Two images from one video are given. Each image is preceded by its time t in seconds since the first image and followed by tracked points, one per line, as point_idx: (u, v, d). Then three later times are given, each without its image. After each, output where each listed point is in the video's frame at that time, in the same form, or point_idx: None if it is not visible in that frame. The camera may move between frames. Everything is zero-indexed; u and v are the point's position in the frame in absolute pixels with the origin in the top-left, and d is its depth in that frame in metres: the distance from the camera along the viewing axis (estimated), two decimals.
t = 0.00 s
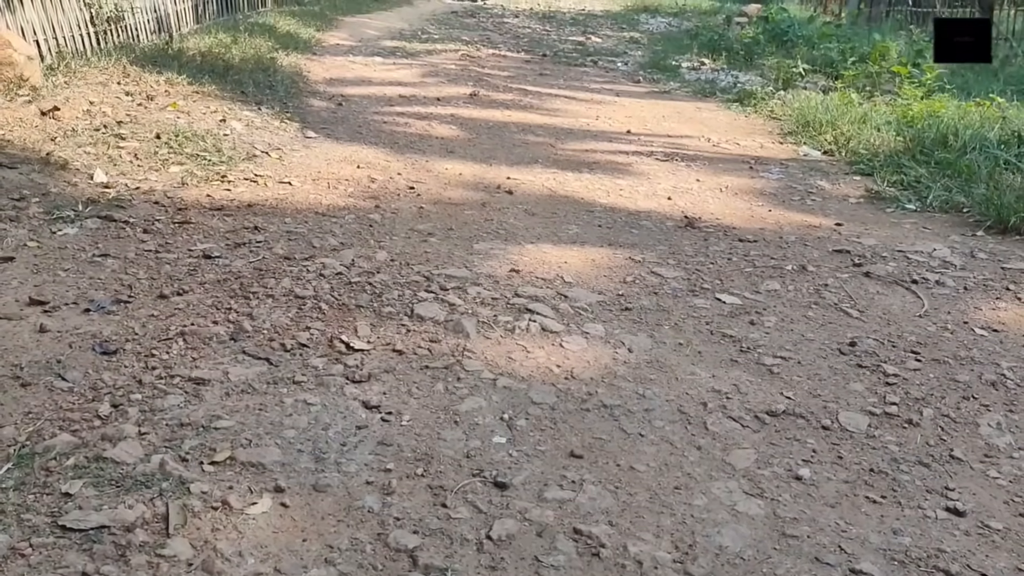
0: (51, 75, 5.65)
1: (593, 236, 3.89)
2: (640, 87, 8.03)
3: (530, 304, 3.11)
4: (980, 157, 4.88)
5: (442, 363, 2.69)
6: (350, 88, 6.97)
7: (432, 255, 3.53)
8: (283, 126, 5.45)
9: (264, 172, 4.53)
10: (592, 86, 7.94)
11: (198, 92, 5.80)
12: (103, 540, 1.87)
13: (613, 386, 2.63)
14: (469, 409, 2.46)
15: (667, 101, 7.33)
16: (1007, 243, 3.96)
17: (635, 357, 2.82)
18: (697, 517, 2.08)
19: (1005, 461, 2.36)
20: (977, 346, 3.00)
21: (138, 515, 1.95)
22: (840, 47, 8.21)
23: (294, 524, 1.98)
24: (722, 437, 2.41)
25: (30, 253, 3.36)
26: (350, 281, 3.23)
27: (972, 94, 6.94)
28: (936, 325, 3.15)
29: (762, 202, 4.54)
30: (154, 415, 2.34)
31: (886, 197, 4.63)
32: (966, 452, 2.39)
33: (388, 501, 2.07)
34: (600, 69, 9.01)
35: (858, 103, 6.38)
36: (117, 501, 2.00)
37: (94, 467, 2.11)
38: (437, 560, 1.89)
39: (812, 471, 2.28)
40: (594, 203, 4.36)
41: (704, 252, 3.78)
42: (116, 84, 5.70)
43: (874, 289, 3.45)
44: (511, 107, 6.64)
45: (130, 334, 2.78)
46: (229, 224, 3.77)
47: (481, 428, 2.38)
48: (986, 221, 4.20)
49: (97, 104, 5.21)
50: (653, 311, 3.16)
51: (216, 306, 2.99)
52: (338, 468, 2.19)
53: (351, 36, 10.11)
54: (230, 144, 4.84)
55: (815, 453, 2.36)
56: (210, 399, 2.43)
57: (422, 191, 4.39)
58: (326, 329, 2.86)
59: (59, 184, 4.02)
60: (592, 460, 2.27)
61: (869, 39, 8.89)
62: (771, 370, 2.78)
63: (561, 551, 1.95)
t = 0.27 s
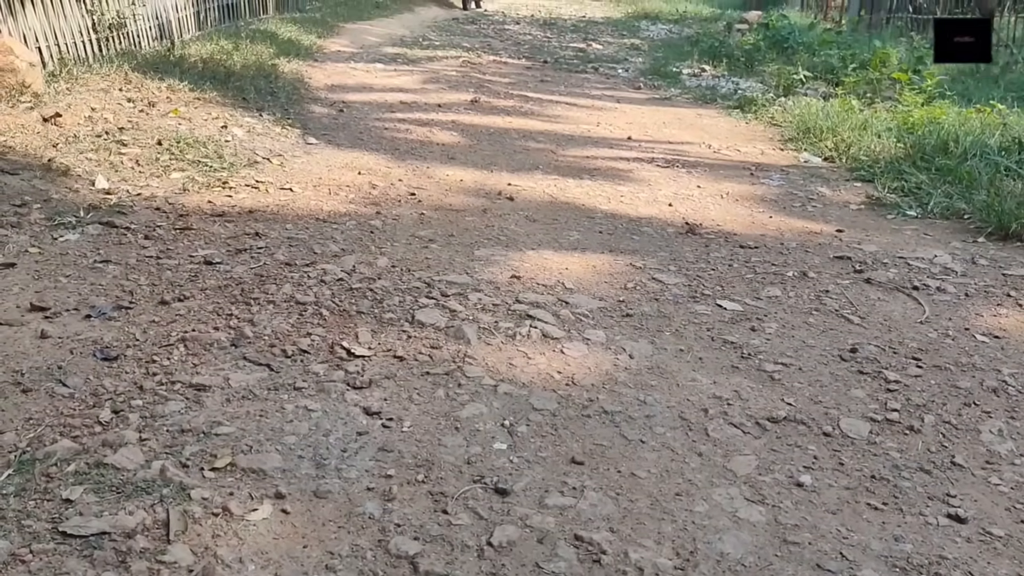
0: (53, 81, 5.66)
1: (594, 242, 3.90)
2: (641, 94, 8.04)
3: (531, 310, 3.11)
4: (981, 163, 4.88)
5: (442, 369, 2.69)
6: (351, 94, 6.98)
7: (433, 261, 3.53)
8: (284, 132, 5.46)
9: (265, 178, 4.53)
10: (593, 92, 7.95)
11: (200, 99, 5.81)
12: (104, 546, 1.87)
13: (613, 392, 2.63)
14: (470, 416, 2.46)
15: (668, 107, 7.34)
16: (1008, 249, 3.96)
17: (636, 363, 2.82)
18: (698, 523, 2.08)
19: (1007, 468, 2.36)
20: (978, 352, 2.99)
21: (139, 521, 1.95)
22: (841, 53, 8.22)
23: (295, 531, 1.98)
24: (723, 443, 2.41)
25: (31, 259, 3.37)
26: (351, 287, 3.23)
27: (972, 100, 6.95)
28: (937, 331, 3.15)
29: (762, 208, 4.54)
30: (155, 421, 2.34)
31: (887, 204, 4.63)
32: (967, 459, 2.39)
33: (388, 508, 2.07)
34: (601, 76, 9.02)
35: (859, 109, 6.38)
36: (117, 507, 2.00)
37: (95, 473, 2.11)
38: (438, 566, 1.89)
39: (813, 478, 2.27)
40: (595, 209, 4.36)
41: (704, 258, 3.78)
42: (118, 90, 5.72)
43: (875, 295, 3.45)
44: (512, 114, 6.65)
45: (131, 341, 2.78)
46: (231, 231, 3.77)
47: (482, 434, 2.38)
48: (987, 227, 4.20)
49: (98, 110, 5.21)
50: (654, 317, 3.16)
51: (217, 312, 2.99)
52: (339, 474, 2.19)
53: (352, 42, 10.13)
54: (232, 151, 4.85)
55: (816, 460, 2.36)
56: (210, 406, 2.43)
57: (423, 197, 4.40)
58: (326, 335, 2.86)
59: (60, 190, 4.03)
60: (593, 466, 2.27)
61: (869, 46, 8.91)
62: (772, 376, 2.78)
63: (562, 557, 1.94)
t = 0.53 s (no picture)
0: (56, 89, 5.68)
1: (596, 249, 3.90)
2: (642, 101, 8.06)
3: (533, 317, 3.11)
4: (982, 171, 4.88)
5: (444, 376, 2.69)
6: (353, 102, 7.00)
7: (435, 268, 3.53)
8: (286, 140, 5.47)
9: (267, 185, 4.54)
10: (594, 99, 7.97)
11: (202, 106, 5.83)
12: (105, 553, 1.87)
13: (615, 399, 2.63)
14: (471, 422, 2.46)
15: (669, 115, 7.36)
16: (1009, 257, 3.96)
17: (638, 370, 2.82)
18: (699, 531, 2.08)
19: (1008, 475, 2.35)
20: (979, 359, 2.99)
21: (140, 528, 1.95)
22: (842, 61, 8.23)
23: (296, 538, 1.98)
24: (724, 450, 2.41)
25: (34, 265, 3.37)
26: (352, 294, 3.23)
27: (973, 108, 6.96)
28: (938, 339, 3.15)
29: (764, 215, 4.55)
30: (157, 427, 2.35)
31: (888, 211, 4.63)
32: (968, 466, 2.39)
33: (389, 514, 2.07)
34: (602, 83, 9.04)
35: (860, 117, 6.39)
36: (119, 514, 2.00)
37: (96, 479, 2.11)
38: (439, 574, 1.89)
39: (815, 485, 2.27)
40: (596, 216, 4.37)
41: (706, 265, 3.78)
42: (120, 97, 5.73)
43: (876, 302, 3.45)
44: (513, 121, 6.66)
45: (133, 347, 2.78)
46: (233, 237, 3.78)
47: (483, 441, 2.38)
48: (988, 234, 4.21)
49: (101, 117, 5.23)
50: (656, 324, 3.16)
51: (219, 319, 2.99)
52: (341, 481, 2.19)
53: (353, 50, 10.15)
54: (234, 158, 4.86)
55: (818, 467, 2.35)
56: (212, 412, 2.43)
57: (424, 204, 4.40)
58: (328, 341, 2.87)
59: (63, 197, 4.04)
60: (594, 473, 2.27)
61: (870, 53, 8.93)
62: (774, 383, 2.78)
63: (564, 564, 1.94)
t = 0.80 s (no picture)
0: (59, 96, 5.70)
1: (597, 256, 3.90)
2: (643, 109, 8.07)
3: (534, 324, 3.11)
4: (984, 178, 4.88)
5: (445, 384, 2.69)
6: (355, 109, 7.01)
7: (436, 275, 3.53)
8: (288, 147, 5.48)
9: (269, 192, 4.55)
10: (596, 107, 7.98)
11: (204, 114, 5.84)
12: (106, 560, 1.87)
13: (617, 407, 2.62)
14: (473, 430, 2.46)
15: (671, 122, 7.37)
16: (1012, 264, 3.96)
17: (639, 377, 2.81)
18: (701, 539, 2.07)
19: (1011, 483, 2.35)
20: (982, 367, 2.99)
21: (141, 535, 1.95)
22: (843, 69, 8.24)
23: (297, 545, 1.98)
24: (726, 458, 2.40)
25: (36, 273, 3.38)
26: (354, 301, 3.23)
27: (975, 116, 6.96)
28: (940, 346, 3.14)
29: (765, 223, 4.55)
30: (158, 434, 2.34)
31: (890, 218, 4.63)
32: (971, 474, 2.38)
33: (391, 522, 2.07)
34: (604, 91, 9.06)
35: (861, 124, 6.40)
36: (120, 521, 2.00)
37: (98, 486, 2.11)
38: None
39: (817, 493, 2.27)
40: (598, 224, 4.37)
41: (707, 272, 3.78)
42: (123, 105, 5.75)
43: (878, 310, 3.45)
44: (515, 128, 6.67)
45: (135, 354, 2.78)
46: (234, 245, 3.78)
47: (485, 449, 2.38)
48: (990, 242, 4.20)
49: (103, 125, 5.24)
50: (657, 331, 3.16)
51: (220, 326, 3.00)
52: (342, 488, 2.18)
53: (355, 58, 10.18)
54: (236, 165, 4.87)
55: (820, 475, 2.35)
56: (213, 419, 2.43)
57: (426, 211, 4.41)
58: (330, 349, 2.87)
59: (65, 205, 4.04)
60: (596, 481, 2.27)
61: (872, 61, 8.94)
62: (776, 391, 2.77)
63: (565, 572, 1.94)
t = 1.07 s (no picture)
0: (62, 105, 5.71)
1: (599, 265, 3.91)
2: (645, 118, 8.08)
3: (536, 333, 3.11)
4: (986, 187, 4.88)
5: (447, 392, 2.69)
6: (357, 118, 7.03)
7: (438, 284, 3.54)
8: (290, 155, 5.49)
9: (271, 200, 4.56)
10: (597, 116, 8.00)
11: (207, 122, 5.86)
12: (108, 569, 1.86)
13: (619, 415, 2.62)
14: (474, 438, 2.46)
15: (672, 131, 7.38)
16: (1014, 273, 3.96)
17: (641, 386, 2.81)
18: (704, 547, 2.07)
19: (1014, 492, 2.34)
20: (984, 376, 2.98)
21: (143, 543, 1.95)
22: (844, 77, 8.26)
23: (299, 554, 1.97)
24: (729, 466, 2.40)
25: (38, 281, 3.38)
26: (356, 309, 3.24)
27: (976, 124, 6.97)
28: (943, 355, 3.14)
29: (767, 231, 4.55)
30: (160, 442, 2.35)
31: (892, 227, 4.63)
32: (974, 483, 2.38)
33: (393, 531, 2.06)
34: (605, 100, 9.08)
35: (863, 133, 6.41)
36: (122, 529, 1.99)
37: (100, 495, 2.11)
38: None
39: (820, 502, 2.26)
40: (600, 232, 4.38)
41: (709, 281, 3.78)
42: (126, 114, 5.76)
43: (880, 318, 3.45)
44: (517, 137, 6.69)
45: (137, 362, 2.78)
46: (237, 253, 3.79)
47: (487, 457, 2.37)
48: (992, 250, 4.20)
49: (106, 133, 5.26)
50: (659, 339, 3.16)
51: (222, 334, 3.00)
52: (344, 496, 2.18)
53: (358, 66, 10.21)
54: (238, 174, 4.88)
55: (822, 484, 2.35)
56: (215, 427, 2.43)
57: (428, 220, 4.41)
58: (332, 357, 2.87)
59: (68, 213, 4.05)
60: (598, 489, 2.27)
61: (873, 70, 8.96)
62: (778, 400, 2.77)
63: None
